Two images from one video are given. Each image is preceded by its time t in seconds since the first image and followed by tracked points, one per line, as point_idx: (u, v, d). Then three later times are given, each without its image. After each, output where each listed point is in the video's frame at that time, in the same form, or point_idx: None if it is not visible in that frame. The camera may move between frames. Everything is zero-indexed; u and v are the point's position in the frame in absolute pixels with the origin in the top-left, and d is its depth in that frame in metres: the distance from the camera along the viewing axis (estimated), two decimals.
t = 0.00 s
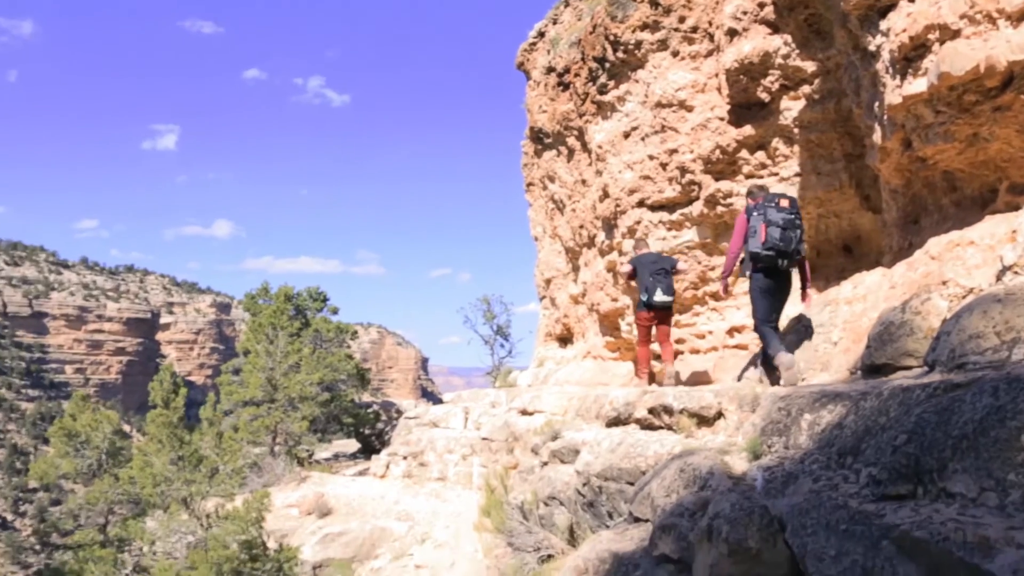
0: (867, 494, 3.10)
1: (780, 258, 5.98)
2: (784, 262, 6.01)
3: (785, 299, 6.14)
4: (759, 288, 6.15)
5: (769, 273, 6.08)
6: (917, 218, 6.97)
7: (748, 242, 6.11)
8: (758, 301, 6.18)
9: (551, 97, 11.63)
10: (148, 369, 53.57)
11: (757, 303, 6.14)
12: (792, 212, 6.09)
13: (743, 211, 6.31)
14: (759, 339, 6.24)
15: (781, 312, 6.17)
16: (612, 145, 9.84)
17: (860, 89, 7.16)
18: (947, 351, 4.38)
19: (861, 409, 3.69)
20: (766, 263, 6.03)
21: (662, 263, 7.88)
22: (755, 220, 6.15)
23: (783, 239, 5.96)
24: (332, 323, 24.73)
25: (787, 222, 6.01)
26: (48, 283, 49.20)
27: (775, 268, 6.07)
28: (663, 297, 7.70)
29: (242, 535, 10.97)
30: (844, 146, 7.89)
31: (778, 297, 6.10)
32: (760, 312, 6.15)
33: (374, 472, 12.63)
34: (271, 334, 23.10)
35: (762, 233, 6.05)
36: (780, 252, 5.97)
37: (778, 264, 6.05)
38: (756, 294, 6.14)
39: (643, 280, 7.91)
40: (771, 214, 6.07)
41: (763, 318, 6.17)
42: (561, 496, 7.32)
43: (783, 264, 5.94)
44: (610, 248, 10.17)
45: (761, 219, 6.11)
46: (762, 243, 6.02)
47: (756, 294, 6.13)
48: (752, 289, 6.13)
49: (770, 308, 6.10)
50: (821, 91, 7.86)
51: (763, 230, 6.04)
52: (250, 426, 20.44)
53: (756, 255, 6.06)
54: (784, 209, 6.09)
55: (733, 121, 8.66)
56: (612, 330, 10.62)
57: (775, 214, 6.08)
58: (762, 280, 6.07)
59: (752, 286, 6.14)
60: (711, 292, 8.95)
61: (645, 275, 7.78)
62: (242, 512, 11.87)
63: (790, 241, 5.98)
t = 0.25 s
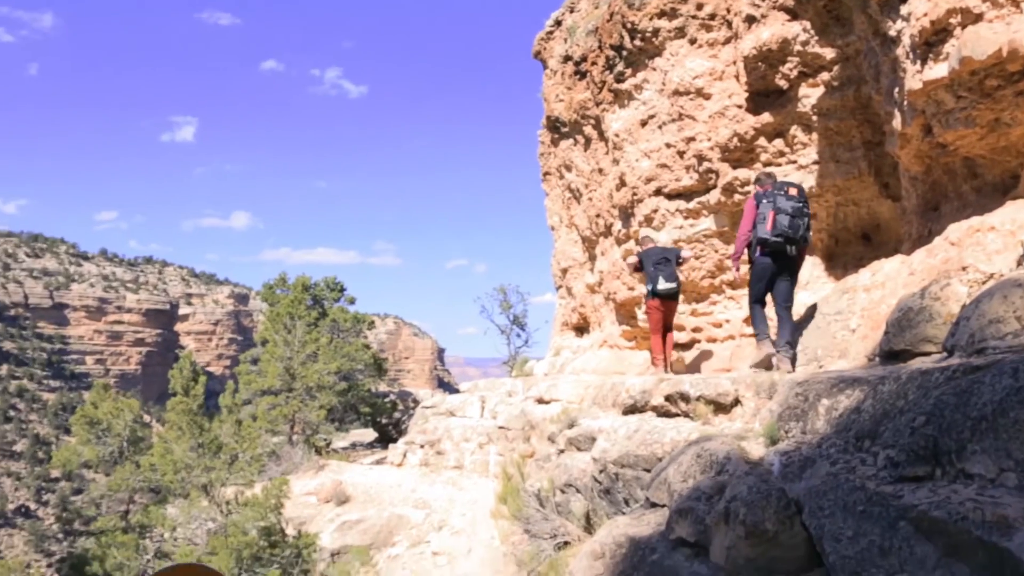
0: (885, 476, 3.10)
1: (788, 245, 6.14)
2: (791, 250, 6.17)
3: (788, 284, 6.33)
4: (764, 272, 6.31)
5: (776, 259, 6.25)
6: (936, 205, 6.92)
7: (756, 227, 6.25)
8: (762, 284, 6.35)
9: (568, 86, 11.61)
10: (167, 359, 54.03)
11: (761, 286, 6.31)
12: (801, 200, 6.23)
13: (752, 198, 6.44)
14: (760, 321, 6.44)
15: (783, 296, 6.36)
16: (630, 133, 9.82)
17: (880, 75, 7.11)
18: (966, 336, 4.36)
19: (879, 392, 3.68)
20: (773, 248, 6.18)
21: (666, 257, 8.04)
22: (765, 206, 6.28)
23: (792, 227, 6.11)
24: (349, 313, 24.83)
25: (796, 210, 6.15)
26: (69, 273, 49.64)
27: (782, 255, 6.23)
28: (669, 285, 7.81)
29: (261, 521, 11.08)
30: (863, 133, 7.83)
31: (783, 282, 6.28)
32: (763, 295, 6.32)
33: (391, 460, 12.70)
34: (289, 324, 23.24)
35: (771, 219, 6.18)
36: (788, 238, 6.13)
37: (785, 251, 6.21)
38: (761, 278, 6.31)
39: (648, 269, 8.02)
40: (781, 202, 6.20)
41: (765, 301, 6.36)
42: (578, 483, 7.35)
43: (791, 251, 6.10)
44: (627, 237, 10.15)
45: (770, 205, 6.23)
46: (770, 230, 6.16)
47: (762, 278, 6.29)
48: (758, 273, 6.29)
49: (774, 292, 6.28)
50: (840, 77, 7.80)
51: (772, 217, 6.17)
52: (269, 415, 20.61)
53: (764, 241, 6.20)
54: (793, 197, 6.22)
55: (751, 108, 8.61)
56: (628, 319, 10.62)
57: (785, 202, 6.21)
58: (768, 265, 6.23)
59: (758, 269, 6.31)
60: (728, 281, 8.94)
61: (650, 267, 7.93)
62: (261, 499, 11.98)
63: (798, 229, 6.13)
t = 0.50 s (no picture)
0: (902, 454, 3.12)
1: (786, 246, 6.12)
2: (788, 251, 6.16)
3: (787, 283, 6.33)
4: (763, 272, 6.31)
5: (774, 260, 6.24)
6: (955, 190, 6.88)
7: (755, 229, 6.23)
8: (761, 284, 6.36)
9: (584, 73, 11.58)
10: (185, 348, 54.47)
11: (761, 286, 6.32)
12: (800, 202, 6.19)
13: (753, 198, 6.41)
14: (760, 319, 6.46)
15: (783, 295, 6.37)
16: (646, 120, 9.79)
17: (899, 59, 7.06)
18: (984, 318, 4.35)
19: (896, 373, 3.69)
20: (771, 249, 6.18)
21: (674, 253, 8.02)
22: (764, 208, 6.25)
23: (790, 229, 6.09)
24: (365, 301, 24.93)
25: (794, 212, 6.12)
26: (88, 263, 50.11)
27: (780, 255, 6.22)
28: (681, 280, 7.82)
29: (279, 506, 11.19)
30: (882, 118, 7.79)
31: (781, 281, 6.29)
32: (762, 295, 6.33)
33: (407, 447, 12.78)
34: (306, 312, 23.37)
35: (769, 221, 6.16)
36: (786, 239, 6.12)
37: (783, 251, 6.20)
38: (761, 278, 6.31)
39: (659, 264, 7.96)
40: (779, 204, 6.16)
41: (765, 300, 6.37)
42: (593, 468, 7.38)
43: (789, 252, 6.09)
44: (642, 224, 10.14)
45: (769, 207, 6.20)
46: (768, 231, 6.14)
47: (761, 277, 6.29)
48: (757, 273, 6.30)
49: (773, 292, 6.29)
50: (858, 62, 7.75)
51: (770, 218, 6.15)
52: (286, 402, 20.78)
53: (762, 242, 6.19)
54: (792, 198, 6.18)
55: (768, 94, 8.58)
56: (644, 306, 10.62)
57: (784, 204, 6.17)
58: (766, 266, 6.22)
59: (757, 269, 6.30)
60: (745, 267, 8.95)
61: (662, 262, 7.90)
62: (279, 485, 12.09)
63: (796, 231, 6.11)
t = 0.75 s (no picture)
0: (913, 434, 3.12)
1: (783, 234, 6.13)
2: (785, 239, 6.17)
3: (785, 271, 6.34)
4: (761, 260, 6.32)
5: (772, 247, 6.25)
6: (968, 176, 6.86)
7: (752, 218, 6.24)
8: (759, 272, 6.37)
9: (596, 62, 11.57)
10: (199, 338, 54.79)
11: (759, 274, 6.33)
12: (796, 191, 6.21)
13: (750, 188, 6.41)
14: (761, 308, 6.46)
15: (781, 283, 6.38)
16: (657, 108, 9.78)
17: (912, 44, 7.03)
18: (997, 302, 4.34)
19: (908, 356, 3.69)
20: (768, 238, 6.19)
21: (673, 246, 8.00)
22: (760, 197, 6.26)
23: (786, 217, 6.10)
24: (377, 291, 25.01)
25: (790, 201, 6.13)
26: (103, 254, 50.48)
27: (777, 243, 6.24)
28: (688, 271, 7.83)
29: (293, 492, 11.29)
30: (894, 105, 7.76)
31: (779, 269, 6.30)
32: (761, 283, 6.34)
33: (419, 435, 12.84)
34: (318, 302, 23.46)
35: (766, 210, 6.17)
36: (782, 228, 6.13)
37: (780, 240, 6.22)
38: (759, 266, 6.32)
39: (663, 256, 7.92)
40: (775, 193, 6.18)
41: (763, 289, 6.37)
42: (604, 454, 7.42)
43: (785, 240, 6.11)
44: (654, 212, 10.13)
45: (765, 196, 6.22)
46: (764, 220, 6.15)
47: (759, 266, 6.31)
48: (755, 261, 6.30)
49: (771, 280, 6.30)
50: (871, 49, 7.71)
51: (767, 208, 6.16)
52: (299, 391, 20.89)
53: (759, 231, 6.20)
54: (788, 188, 6.19)
55: (780, 81, 8.56)
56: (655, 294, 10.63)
57: (780, 193, 6.18)
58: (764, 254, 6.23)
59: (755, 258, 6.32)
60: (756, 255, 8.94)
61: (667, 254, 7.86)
62: (293, 471, 12.19)
63: (792, 219, 6.12)
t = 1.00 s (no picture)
0: (925, 410, 3.14)
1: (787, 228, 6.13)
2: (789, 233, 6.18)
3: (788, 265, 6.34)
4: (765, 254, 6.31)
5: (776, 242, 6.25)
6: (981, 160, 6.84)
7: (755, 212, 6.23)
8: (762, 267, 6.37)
9: (607, 48, 11.55)
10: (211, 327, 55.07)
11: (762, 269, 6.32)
12: (798, 185, 6.21)
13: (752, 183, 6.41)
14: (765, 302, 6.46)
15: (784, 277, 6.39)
16: (669, 93, 9.77)
17: (926, 28, 7.00)
18: (1010, 282, 4.34)
19: (920, 336, 3.70)
20: (772, 232, 6.18)
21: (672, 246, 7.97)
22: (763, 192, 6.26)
23: (790, 211, 6.10)
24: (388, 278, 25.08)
25: (794, 195, 6.13)
26: (116, 243, 50.77)
27: (780, 237, 6.24)
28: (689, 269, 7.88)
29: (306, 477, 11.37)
30: (908, 89, 7.73)
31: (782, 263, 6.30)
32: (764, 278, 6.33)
33: (430, 420, 12.90)
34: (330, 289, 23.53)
35: (770, 204, 6.16)
36: (786, 221, 6.13)
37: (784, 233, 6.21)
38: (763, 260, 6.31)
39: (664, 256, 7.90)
40: (779, 188, 6.17)
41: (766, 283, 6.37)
42: (616, 438, 7.45)
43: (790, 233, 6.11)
44: (665, 198, 10.13)
45: (769, 190, 6.21)
46: (769, 214, 6.14)
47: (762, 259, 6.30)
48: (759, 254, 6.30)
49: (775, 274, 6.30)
50: (884, 32, 7.68)
51: (771, 201, 6.15)
52: (311, 377, 20.99)
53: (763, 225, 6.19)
54: (791, 182, 6.20)
55: (793, 66, 8.54)
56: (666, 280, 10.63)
57: (783, 187, 6.18)
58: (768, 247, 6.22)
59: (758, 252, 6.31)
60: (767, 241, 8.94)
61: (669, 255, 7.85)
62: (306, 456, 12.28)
63: (796, 212, 6.12)
